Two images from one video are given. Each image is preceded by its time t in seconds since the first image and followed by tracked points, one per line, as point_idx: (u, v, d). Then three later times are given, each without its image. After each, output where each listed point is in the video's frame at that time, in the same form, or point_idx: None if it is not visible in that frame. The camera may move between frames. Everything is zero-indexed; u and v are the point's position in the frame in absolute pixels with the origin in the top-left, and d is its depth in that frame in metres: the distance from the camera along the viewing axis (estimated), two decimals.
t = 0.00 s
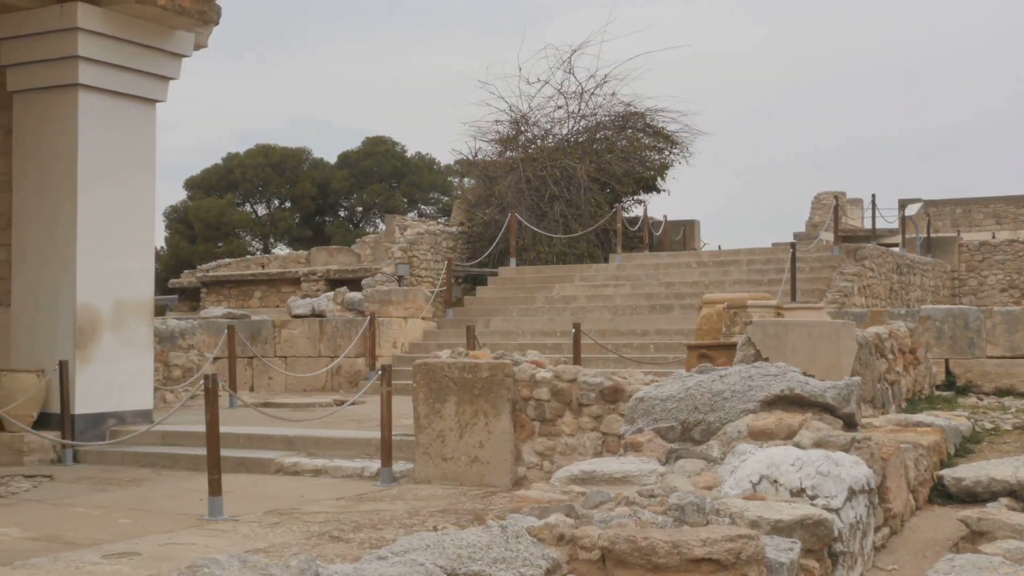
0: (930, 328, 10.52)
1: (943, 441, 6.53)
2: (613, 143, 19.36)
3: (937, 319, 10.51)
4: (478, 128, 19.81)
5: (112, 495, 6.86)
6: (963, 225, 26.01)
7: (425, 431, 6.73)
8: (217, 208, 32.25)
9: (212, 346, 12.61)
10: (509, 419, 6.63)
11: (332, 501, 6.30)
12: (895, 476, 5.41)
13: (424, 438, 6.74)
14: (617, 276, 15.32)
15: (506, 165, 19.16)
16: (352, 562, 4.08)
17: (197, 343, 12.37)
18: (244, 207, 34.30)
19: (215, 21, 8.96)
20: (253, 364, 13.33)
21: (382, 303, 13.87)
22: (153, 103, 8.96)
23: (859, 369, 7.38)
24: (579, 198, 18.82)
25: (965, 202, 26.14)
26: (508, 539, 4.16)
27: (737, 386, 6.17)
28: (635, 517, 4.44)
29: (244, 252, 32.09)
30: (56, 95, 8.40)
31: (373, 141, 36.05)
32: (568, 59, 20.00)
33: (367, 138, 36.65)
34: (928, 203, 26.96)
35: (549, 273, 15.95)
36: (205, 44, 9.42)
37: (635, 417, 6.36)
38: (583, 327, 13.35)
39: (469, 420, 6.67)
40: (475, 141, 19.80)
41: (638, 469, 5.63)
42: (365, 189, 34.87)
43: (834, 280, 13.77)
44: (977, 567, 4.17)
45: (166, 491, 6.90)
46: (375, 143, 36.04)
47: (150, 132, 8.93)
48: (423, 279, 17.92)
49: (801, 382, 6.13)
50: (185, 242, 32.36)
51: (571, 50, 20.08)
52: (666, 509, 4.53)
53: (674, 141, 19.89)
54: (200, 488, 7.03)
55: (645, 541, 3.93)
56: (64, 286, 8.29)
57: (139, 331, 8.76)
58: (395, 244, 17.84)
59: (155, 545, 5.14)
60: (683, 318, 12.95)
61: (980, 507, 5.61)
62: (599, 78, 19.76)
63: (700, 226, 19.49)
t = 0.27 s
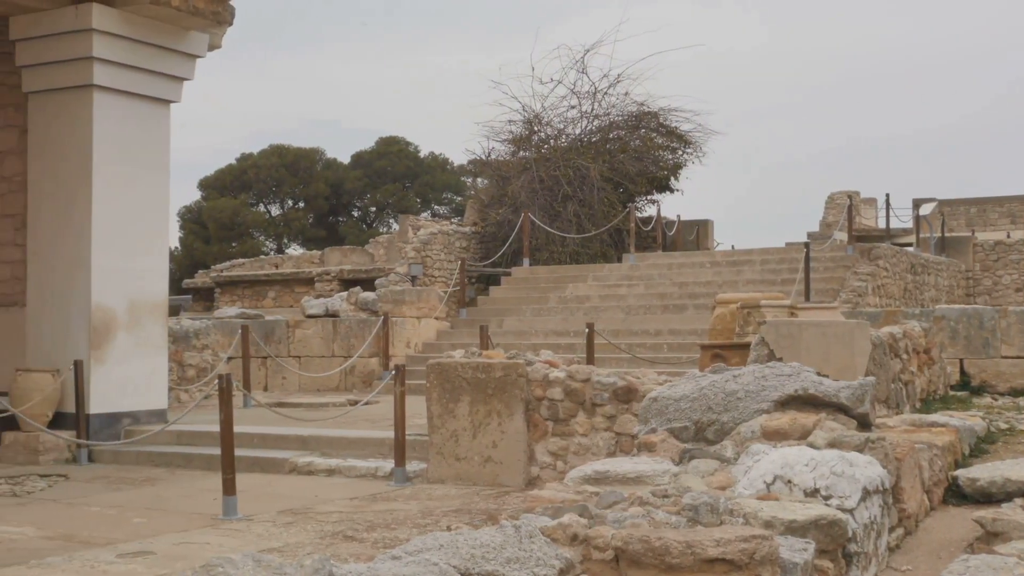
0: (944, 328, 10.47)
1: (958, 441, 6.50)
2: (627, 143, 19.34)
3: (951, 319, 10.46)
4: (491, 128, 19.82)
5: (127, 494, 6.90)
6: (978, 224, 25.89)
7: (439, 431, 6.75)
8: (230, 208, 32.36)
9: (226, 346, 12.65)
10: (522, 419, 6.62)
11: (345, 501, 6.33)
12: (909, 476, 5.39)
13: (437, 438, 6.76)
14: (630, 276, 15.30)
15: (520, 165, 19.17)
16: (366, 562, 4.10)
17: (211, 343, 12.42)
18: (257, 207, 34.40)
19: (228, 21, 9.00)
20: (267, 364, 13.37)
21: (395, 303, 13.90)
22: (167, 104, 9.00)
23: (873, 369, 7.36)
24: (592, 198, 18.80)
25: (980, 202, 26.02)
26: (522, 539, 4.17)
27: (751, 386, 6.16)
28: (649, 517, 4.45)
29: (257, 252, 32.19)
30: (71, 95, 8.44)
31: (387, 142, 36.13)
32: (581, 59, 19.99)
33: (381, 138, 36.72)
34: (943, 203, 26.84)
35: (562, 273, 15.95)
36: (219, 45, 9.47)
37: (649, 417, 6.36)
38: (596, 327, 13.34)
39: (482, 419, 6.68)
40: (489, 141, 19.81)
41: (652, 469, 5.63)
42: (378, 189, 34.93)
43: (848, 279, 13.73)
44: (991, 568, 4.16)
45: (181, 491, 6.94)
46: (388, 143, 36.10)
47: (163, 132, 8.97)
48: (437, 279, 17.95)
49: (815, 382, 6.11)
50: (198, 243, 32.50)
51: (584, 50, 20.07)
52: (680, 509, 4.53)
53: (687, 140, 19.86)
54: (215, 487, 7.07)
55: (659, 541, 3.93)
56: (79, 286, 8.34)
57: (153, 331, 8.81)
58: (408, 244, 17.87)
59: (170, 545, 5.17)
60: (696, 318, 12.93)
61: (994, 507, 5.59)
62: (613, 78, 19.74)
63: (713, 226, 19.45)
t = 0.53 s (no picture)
0: (958, 328, 10.43)
1: (971, 441, 6.49)
2: (639, 142, 19.32)
3: (964, 319, 10.42)
4: (503, 129, 19.83)
5: (141, 493, 6.94)
6: (991, 224, 25.78)
7: (451, 431, 6.76)
8: (243, 209, 32.46)
9: (239, 346, 12.70)
10: (534, 419, 6.63)
11: (357, 500, 6.35)
12: (922, 476, 5.38)
13: (450, 438, 6.78)
14: (642, 276, 15.28)
15: (531, 165, 19.18)
16: (379, 561, 4.11)
17: (224, 343, 12.47)
18: (270, 208, 34.49)
19: (240, 22, 9.03)
20: (279, 364, 13.41)
21: (407, 303, 13.93)
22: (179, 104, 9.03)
23: (886, 369, 7.34)
24: (604, 198, 18.80)
25: (994, 201, 25.91)
26: (534, 539, 4.18)
27: (763, 386, 6.15)
28: (661, 517, 4.45)
29: (270, 253, 32.28)
30: (84, 96, 8.49)
31: (399, 141, 36.18)
32: (593, 58, 19.98)
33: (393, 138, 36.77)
34: (956, 202, 26.73)
35: (574, 272, 15.95)
36: (231, 46, 9.50)
37: (661, 417, 6.36)
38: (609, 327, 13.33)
39: (494, 420, 6.68)
40: (501, 141, 19.83)
41: (664, 469, 5.63)
42: (390, 189, 34.99)
43: (860, 279, 13.70)
44: (1005, 568, 4.14)
45: (194, 490, 6.97)
46: (400, 143, 36.15)
47: (175, 133, 9.00)
48: (449, 279, 17.98)
49: (828, 382, 6.10)
50: (211, 243, 32.62)
51: (596, 50, 20.06)
52: (692, 509, 4.53)
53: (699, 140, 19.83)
54: (227, 487, 7.10)
55: (671, 541, 3.93)
56: (92, 286, 8.39)
57: (166, 331, 8.85)
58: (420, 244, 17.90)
59: (184, 544, 5.20)
60: (709, 318, 12.91)
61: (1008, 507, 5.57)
62: (624, 77, 19.74)
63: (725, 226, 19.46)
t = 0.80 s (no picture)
0: (973, 328, 10.38)
1: (987, 442, 6.46)
2: (653, 142, 19.30)
3: (980, 319, 10.37)
4: (517, 128, 19.84)
5: (157, 492, 6.98)
6: (1007, 223, 25.65)
7: (465, 430, 6.78)
8: (258, 209, 32.58)
9: (253, 346, 12.75)
10: (548, 419, 6.64)
11: (372, 500, 6.37)
12: (938, 476, 5.37)
13: (464, 438, 6.80)
14: (656, 276, 15.26)
15: (545, 165, 19.17)
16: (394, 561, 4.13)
17: (239, 343, 12.53)
18: (284, 208, 34.60)
19: (255, 23, 9.07)
20: (293, 364, 13.45)
21: (421, 303, 13.96)
22: (193, 105, 9.08)
23: (901, 369, 7.32)
24: (618, 197, 18.80)
25: (1010, 200, 25.78)
26: (548, 539, 4.18)
27: (777, 386, 6.14)
28: (675, 517, 4.45)
29: (284, 253, 32.39)
30: (100, 97, 8.54)
31: (412, 141, 36.25)
32: (607, 58, 19.96)
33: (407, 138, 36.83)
34: (972, 201, 26.60)
35: (588, 272, 15.94)
36: (246, 47, 9.55)
37: (675, 417, 6.35)
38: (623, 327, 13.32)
39: (508, 420, 6.70)
40: (515, 141, 19.83)
41: (678, 469, 5.62)
42: (404, 190, 35.05)
43: (875, 279, 13.66)
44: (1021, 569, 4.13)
45: (209, 490, 7.01)
46: (414, 143, 36.21)
47: (190, 134, 9.05)
48: (463, 279, 18.02)
49: (843, 382, 6.09)
50: (225, 243, 32.75)
51: (610, 50, 20.04)
52: (707, 509, 4.53)
53: (714, 140, 19.79)
54: (242, 486, 7.14)
55: (686, 542, 3.94)
56: (108, 287, 8.44)
57: (180, 332, 8.89)
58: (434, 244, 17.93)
59: (199, 543, 5.23)
60: (723, 318, 12.89)
61: None
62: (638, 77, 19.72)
63: (740, 225, 19.48)
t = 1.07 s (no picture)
0: (987, 328, 10.33)
1: (1002, 442, 6.43)
2: (665, 142, 19.28)
3: (994, 318, 10.31)
4: (529, 128, 19.84)
5: (170, 492, 7.01)
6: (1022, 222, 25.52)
7: (477, 430, 6.79)
8: (270, 209, 32.69)
9: (266, 346, 12.78)
10: (561, 419, 6.64)
11: (384, 500, 6.39)
12: (952, 477, 5.35)
13: (476, 438, 6.80)
14: (669, 275, 15.23)
15: (557, 165, 19.17)
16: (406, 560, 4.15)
17: (252, 343, 12.57)
18: (297, 208, 34.67)
19: (268, 23, 9.10)
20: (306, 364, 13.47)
21: (433, 303, 13.98)
22: (206, 105, 9.11)
23: (915, 369, 7.29)
24: (630, 197, 18.79)
25: None
26: (561, 539, 4.19)
27: (790, 386, 6.13)
28: (688, 517, 4.45)
29: (297, 253, 32.47)
30: (113, 98, 8.58)
31: (424, 141, 36.30)
32: (619, 58, 19.94)
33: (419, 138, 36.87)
34: (987, 201, 26.47)
35: (601, 272, 15.93)
36: (259, 47, 9.58)
37: (688, 417, 6.35)
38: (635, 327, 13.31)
39: (521, 420, 6.70)
40: (527, 140, 19.83)
41: (691, 469, 5.62)
42: (416, 190, 35.09)
43: (889, 279, 13.61)
44: None
45: (223, 489, 7.04)
46: (426, 143, 36.25)
47: (203, 134, 9.08)
48: (475, 279, 18.04)
49: (856, 382, 6.07)
50: (238, 243, 32.87)
51: (622, 49, 20.02)
52: (719, 509, 4.53)
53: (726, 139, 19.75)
54: (255, 486, 7.16)
55: (698, 542, 3.94)
56: (122, 287, 8.48)
57: (193, 332, 8.92)
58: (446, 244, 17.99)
59: (213, 542, 5.26)
60: (736, 318, 12.87)
61: None
62: (651, 77, 19.69)
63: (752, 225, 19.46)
